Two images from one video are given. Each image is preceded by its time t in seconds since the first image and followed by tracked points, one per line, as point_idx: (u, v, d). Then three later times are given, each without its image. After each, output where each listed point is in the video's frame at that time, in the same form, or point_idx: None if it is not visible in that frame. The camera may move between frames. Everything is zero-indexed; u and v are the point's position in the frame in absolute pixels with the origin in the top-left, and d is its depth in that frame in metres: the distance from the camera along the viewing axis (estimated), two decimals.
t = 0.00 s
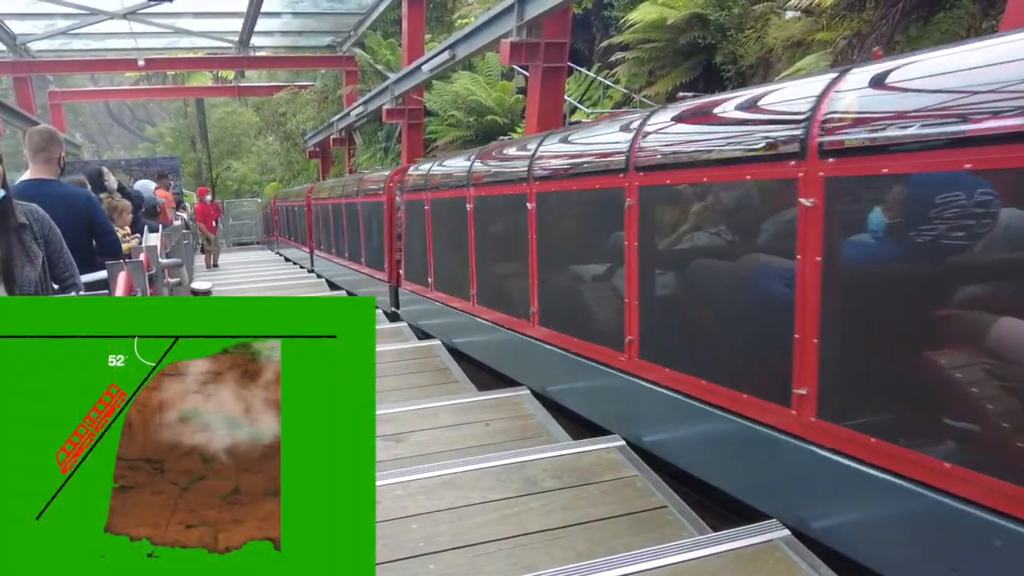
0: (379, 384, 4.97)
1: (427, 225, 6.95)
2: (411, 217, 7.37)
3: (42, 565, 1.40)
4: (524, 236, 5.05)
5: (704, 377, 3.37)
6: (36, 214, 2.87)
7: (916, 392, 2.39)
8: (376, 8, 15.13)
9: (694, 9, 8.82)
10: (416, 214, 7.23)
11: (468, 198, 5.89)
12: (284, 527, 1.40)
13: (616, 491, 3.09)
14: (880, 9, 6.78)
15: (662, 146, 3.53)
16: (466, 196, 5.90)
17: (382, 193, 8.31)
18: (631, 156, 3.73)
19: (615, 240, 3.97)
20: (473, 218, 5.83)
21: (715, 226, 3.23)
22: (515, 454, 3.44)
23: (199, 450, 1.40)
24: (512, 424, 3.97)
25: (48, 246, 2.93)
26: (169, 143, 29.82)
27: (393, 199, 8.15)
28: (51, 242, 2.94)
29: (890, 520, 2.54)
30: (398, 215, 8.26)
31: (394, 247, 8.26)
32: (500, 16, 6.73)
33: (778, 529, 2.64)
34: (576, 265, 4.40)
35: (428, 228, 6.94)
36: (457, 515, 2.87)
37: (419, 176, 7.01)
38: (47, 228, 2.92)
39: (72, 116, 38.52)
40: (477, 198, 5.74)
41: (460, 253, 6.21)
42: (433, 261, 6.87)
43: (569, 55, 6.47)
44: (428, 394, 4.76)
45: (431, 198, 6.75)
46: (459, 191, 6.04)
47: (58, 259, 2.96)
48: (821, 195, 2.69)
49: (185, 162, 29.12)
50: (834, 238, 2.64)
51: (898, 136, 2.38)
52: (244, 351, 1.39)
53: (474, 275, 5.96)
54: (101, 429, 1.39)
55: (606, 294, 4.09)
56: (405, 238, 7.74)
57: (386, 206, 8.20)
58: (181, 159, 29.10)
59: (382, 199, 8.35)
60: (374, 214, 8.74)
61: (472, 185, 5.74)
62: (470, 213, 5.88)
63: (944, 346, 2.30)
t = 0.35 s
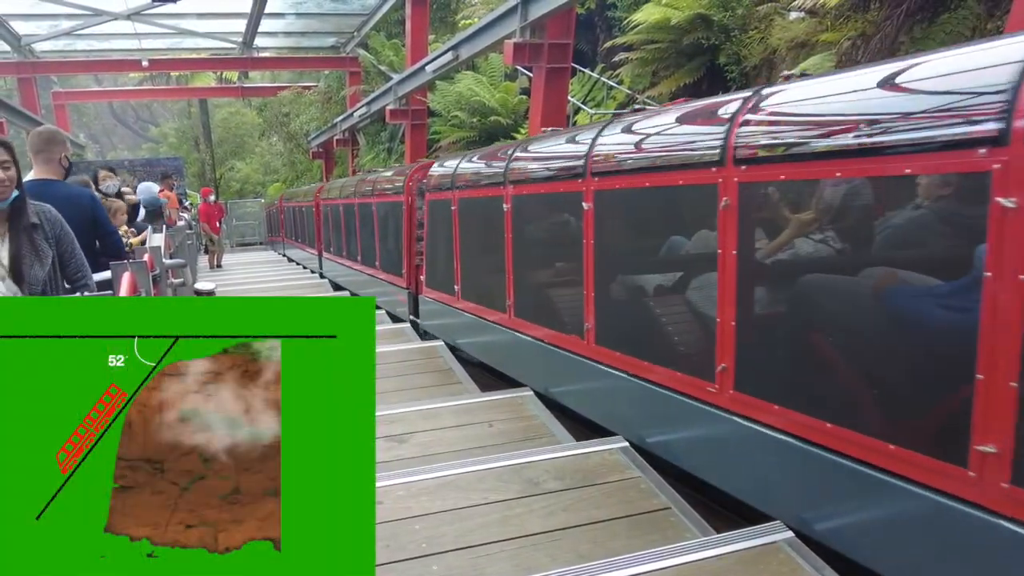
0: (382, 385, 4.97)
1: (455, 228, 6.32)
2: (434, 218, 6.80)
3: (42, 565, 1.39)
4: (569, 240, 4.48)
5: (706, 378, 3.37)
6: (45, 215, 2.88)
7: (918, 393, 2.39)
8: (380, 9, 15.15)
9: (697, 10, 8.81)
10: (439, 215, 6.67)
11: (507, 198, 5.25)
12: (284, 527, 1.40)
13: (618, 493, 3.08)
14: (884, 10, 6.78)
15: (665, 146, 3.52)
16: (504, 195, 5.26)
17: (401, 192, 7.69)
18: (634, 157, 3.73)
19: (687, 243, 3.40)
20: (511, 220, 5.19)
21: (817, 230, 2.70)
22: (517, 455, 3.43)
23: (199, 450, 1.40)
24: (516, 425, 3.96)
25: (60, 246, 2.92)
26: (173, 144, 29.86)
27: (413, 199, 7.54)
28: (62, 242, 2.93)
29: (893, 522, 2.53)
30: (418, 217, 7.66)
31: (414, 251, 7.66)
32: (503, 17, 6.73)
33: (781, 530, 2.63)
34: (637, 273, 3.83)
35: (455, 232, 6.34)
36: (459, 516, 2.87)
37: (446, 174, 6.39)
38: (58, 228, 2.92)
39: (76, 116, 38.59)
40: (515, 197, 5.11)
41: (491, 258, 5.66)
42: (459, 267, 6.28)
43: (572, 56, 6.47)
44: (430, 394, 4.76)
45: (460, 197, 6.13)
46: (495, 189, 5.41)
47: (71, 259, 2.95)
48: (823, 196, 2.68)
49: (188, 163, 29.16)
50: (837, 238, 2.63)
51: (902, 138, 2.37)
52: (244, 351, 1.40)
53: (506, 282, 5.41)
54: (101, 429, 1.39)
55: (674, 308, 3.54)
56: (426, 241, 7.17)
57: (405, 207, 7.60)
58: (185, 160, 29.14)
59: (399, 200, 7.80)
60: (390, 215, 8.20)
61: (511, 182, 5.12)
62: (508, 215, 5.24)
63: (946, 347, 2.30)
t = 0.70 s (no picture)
0: (385, 385, 4.97)
1: (483, 230, 5.80)
2: (458, 219, 6.33)
3: (42, 565, 1.38)
4: (617, 243, 4.01)
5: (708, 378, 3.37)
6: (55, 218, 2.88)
7: (920, 394, 2.39)
8: (383, 10, 15.16)
9: (701, 10, 8.81)
10: (464, 215, 6.21)
11: (546, 197, 4.72)
12: (283, 527, 1.39)
13: (621, 493, 3.07)
14: (889, 11, 6.77)
15: (667, 147, 3.53)
16: (543, 193, 4.74)
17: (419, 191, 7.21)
18: (637, 158, 3.73)
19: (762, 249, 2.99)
20: (552, 220, 4.68)
21: (952, 233, 2.27)
22: (520, 455, 3.43)
23: (198, 450, 1.39)
24: (518, 425, 3.96)
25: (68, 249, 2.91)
26: (176, 144, 29.89)
27: (433, 199, 7.07)
28: (71, 245, 2.92)
29: (895, 523, 2.53)
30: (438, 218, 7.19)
31: (433, 254, 7.21)
32: (506, 17, 6.73)
33: (784, 531, 2.62)
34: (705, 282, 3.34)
35: (482, 234, 5.85)
36: (461, 516, 2.86)
37: (473, 172, 5.90)
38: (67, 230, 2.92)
39: (79, 117, 38.65)
40: (557, 195, 4.61)
41: (519, 261, 5.23)
42: (487, 273, 5.79)
43: (575, 56, 6.46)
44: (433, 395, 4.75)
45: (488, 196, 5.66)
46: (531, 186, 4.91)
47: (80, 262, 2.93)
48: (826, 197, 2.68)
49: (191, 163, 29.19)
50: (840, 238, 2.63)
51: (905, 138, 2.37)
52: (244, 351, 1.40)
53: (537, 288, 4.99)
54: (101, 429, 1.39)
55: (753, 322, 3.07)
56: (448, 243, 6.70)
57: (423, 207, 7.13)
58: (188, 160, 29.16)
59: (416, 199, 7.34)
60: (406, 216, 7.74)
61: (552, 179, 4.62)
62: (548, 215, 4.72)
63: (947, 347, 2.31)
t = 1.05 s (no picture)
0: (387, 385, 4.97)
1: (513, 232, 5.30)
2: (482, 220, 5.85)
3: (42, 564, 1.39)
4: (672, 247, 3.55)
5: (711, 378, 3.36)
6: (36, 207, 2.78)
7: (924, 395, 2.39)
8: (386, 10, 15.17)
9: (704, 11, 8.79)
10: (489, 216, 5.73)
11: (590, 195, 4.22)
12: (284, 527, 1.40)
13: (624, 494, 3.07)
14: (893, 11, 6.76)
15: (671, 146, 3.52)
16: (586, 192, 4.25)
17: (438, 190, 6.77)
18: (641, 158, 3.72)
19: (839, 255, 2.65)
20: (596, 221, 4.17)
21: None
22: (522, 455, 3.42)
23: (198, 450, 1.39)
24: (521, 425, 3.96)
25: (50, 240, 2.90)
26: (179, 144, 29.91)
27: (452, 198, 6.60)
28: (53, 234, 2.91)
29: (896, 524, 2.52)
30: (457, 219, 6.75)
31: (452, 257, 6.77)
32: (510, 17, 6.72)
33: (787, 532, 2.61)
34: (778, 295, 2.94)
35: (510, 235, 5.36)
36: (464, 516, 2.86)
37: (503, 170, 5.40)
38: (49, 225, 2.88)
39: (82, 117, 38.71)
40: (602, 194, 4.11)
41: (548, 266, 4.82)
42: (515, 280, 5.31)
43: (578, 57, 6.45)
44: (436, 395, 4.75)
45: (518, 195, 5.16)
46: (569, 184, 4.44)
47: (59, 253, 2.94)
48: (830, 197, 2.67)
49: (194, 163, 29.21)
50: (845, 238, 2.62)
51: (906, 139, 2.36)
52: (244, 351, 1.40)
53: (570, 296, 4.57)
54: (101, 429, 1.39)
55: (853, 344, 2.62)
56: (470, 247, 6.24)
57: (443, 206, 6.67)
58: (192, 160, 29.19)
59: (434, 198, 6.90)
60: (422, 216, 7.30)
61: (596, 176, 4.12)
62: (591, 217, 4.22)
63: (950, 346, 2.31)
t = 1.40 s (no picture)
0: (390, 386, 4.96)
1: (541, 234, 4.96)
2: (502, 221, 5.56)
3: (42, 565, 1.39)
4: (710, 250, 3.33)
5: (714, 379, 3.36)
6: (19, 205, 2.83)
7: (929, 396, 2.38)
8: (390, 11, 15.19)
9: (708, 11, 8.79)
10: (512, 217, 5.40)
11: (633, 194, 3.86)
12: (284, 527, 1.39)
13: (628, 494, 3.06)
14: (898, 12, 6.75)
15: (677, 147, 3.51)
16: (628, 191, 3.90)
17: (455, 189, 6.48)
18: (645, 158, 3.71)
19: (915, 261, 2.40)
20: (641, 222, 3.82)
21: None
22: (525, 456, 3.41)
23: (198, 450, 1.39)
24: (524, 426, 3.95)
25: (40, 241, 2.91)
26: (183, 144, 29.94)
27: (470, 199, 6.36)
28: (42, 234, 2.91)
29: (899, 526, 2.51)
30: (477, 220, 6.43)
31: (470, 260, 6.45)
32: (513, 18, 6.72)
33: (791, 533, 2.60)
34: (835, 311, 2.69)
35: (536, 238, 5.04)
36: (468, 517, 2.85)
37: (529, 169, 5.06)
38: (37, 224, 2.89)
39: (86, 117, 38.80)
40: (647, 193, 3.76)
41: (576, 270, 4.52)
42: (542, 286, 4.97)
43: (582, 57, 6.45)
44: (439, 396, 4.74)
45: (546, 194, 4.82)
46: (606, 182, 4.10)
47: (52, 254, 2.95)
48: (835, 197, 2.67)
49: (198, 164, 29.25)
50: (850, 239, 2.61)
51: (913, 139, 2.36)
52: (244, 351, 1.39)
53: (593, 301, 4.35)
54: (101, 429, 1.39)
55: (959, 366, 2.29)
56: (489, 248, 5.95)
57: (461, 207, 6.38)
58: (195, 161, 29.22)
59: (451, 198, 6.59)
60: (437, 217, 6.98)
61: (640, 173, 3.78)
62: (635, 218, 3.86)
63: (955, 347, 2.30)
